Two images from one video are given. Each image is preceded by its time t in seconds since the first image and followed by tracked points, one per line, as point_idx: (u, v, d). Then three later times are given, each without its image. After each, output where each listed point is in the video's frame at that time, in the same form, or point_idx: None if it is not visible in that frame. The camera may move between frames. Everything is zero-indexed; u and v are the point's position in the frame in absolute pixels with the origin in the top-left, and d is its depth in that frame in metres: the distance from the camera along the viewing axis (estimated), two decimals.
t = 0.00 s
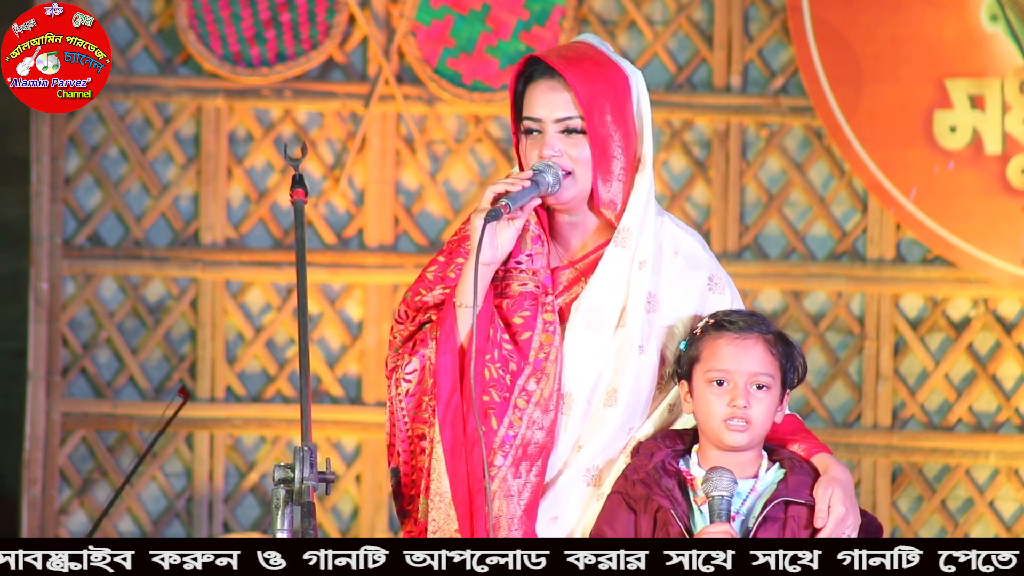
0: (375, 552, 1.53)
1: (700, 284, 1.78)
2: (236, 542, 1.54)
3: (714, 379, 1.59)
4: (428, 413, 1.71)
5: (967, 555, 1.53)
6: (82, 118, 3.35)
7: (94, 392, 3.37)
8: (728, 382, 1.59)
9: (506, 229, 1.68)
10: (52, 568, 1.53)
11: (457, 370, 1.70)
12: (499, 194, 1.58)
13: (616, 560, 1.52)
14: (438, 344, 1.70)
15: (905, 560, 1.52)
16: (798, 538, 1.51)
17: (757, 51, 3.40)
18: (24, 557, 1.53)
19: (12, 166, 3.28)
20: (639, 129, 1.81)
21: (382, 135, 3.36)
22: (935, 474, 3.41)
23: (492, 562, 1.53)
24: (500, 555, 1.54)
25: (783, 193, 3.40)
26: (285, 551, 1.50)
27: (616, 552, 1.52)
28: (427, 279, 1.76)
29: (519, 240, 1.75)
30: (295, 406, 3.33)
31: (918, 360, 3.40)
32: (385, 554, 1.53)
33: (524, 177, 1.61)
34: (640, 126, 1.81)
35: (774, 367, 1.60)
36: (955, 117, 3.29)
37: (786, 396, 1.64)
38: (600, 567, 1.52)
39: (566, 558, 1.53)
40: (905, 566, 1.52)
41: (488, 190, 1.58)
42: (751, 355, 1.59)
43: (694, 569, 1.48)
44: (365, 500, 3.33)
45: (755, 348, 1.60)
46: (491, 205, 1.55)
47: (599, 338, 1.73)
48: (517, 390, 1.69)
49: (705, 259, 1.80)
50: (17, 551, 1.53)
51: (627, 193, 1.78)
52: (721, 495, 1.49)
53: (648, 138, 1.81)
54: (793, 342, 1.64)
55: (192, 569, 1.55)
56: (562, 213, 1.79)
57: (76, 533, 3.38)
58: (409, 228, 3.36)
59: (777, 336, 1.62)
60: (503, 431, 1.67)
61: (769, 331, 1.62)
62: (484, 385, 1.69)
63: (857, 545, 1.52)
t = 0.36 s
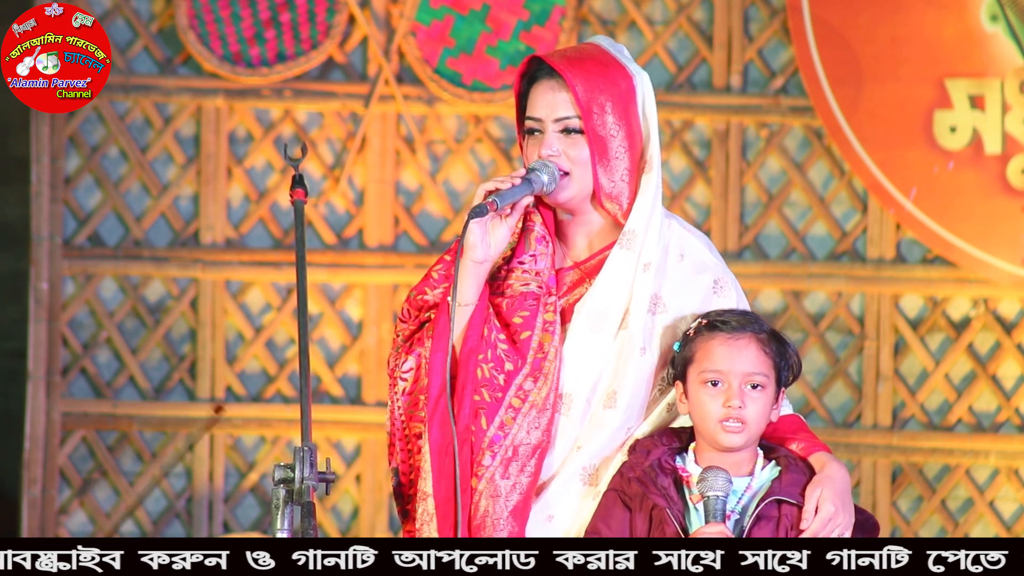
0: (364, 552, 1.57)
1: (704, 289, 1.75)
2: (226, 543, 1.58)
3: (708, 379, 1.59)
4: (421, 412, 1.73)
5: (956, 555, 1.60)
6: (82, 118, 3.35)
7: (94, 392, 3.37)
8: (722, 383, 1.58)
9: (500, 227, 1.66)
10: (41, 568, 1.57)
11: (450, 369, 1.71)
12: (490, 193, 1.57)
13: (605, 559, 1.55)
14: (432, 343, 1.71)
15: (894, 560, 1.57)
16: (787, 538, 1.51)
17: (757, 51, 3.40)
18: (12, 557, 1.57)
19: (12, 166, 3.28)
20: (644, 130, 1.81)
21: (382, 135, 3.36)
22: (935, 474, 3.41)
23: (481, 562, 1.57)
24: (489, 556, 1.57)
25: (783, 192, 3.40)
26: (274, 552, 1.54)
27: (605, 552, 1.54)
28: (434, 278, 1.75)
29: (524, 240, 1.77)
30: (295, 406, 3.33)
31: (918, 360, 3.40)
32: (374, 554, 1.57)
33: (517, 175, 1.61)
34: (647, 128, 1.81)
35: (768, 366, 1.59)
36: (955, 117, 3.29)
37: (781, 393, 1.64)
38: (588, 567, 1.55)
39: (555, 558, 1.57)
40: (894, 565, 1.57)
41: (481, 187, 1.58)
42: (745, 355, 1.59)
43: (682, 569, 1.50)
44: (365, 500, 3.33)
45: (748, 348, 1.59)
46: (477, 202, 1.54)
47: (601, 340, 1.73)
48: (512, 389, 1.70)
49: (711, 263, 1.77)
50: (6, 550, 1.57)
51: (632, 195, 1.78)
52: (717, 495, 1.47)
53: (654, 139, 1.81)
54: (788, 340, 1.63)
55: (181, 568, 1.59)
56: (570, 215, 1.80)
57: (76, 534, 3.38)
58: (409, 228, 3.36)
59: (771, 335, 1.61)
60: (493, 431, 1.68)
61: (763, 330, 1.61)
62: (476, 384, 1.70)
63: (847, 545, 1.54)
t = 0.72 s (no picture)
0: (353, 552, 1.55)
1: (706, 290, 1.75)
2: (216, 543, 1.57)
3: (698, 384, 1.59)
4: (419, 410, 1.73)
5: (946, 555, 1.58)
6: (82, 118, 3.35)
7: (94, 392, 3.37)
8: (710, 387, 1.58)
9: (498, 225, 1.68)
10: (30, 569, 1.54)
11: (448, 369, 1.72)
12: (488, 191, 1.58)
13: (593, 560, 1.55)
14: (431, 342, 1.72)
15: (883, 560, 1.55)
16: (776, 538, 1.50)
17: (757, 51, 3.40)
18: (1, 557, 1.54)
19: (12, 166, 3.28)
20: (648, 132, 1.81)
21: (382, 134, 3.36)
22: (935, 474, 3.41)
23: (470, 562, 1.56)
24: (478, 555, 1.56)
25: (783, 193, 3.39)
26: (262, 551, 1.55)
27: (594, 552, 1.54)
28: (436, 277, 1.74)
29: (525, 241, 1.78)
30: (295, 406, 3.33)
31: (918, 360, 3.40)
32: (363, 554, 1.56)
33: (515, 173, 1.61)
34: (650, 129, 1.81)
35: (759, 369, 1.58)
36: (955, 117, 3.29)
37: (781, 392, 1.63)
38: (577, 567, 1.55)
39: (543, 558, 1.56)
40: (883, 566, 1.55)
41: (479, 186, 1.59)
42: (732, 358, 1.58)
43: (672, 569, 1.51)
44: (365, 500, 3.33)
45: (735, 350, 1.59)
46: (472, 199, 1.56)
47: (602, 341, 1.73)
48: (511, 389, 1.70)
49: (714, 264, 1.77)
50: None
51: (634, 195, 1.78)
52: (719, 495, 1.47)
53: (658, 140, 1.80)
54: (788, 338, 1.62)
55: (169, 568, 1.57)
56: (570, 215, 1.80)
57: (76, 534, 3.38)
58: (409, 228, 3.36)
59: (765, 335, 1.60)
60: (491, 431, 1.68)
61: (754, 331, 1.60)
62: (474, 384, 1.70)
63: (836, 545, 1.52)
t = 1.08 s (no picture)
0: (342, 552, 1.56)
1: (696, 281, 1.76)
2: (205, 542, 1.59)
3: (686, 384, 1.60)
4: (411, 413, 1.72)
5: (934, 555, 1.59)
6: (82, 118, 3.35)
7: (94, 392, 3.37)
8: (696, 387, 1.58)
9: (485, 225, 1.67)
10: (19, 569, 1.55)
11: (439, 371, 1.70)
12: (475, 190, 1.57)
13: (582, 559, 1.56)
14: (420, 344, 1.70)
15: (872, 560, 1.55)
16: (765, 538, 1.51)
17: (757, 51, 3.40)
18: None
19: (12, 166, 3.28)
20: (641, 140, 1.81)
21: (382, 135, 3.36)
22: (935, 474, 3.40)
23: (459, 562, 1.57)
24: (467, 555, 1.56)
25: (783, 193, 3.40)
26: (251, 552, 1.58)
27: (583, 552, 1.55)
28: (425, 280, 1.73)
29: (513, 240, 1.77)
30: (295, 406, 3.33)
31: (918, 360, 3.40)
32: (352, 554, 1.56)
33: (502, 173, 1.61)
34: (643, 140, 1.81)
35: (745, 369, 1.57)
36: (955, 117, 3.29)
37: (778, 392, 1.62)
38: (566, 567, 1.56)
39: (533, 557, 1.58)
40: (872, 565, 1.56)
41: (464, 186, 1.59)
42: (715, 359, 1.57)
43: (661, 569, 1.52)
44: (365, 500, 3.33)
45: (718, 350, 1.58)
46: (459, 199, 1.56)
47: (594, 338, 1.73)
48: (503, 388, 1.70)
49: (702, 256, 1.78)
50: None
51: (623, 201, 1.78)
52: (723, 494, 1.48)
53: (651, 148, 1.80)
54: (782, 337, 1.61)
55: (158, 568, 1.59)
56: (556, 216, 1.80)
57: (76, 534, 3.38)
58: (409, 228, 3.36)
59: (753, 337, 1.59)
60: (485, 432, 1.67)
61: (740, 333, 1.59)
62: (466, 385, 1.69)
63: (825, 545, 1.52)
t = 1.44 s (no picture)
0: (331, 552, 1.54)
1: (702, 287, 1.76)
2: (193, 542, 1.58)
3: (683, 388, 1.60)
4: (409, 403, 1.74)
5: (923, 555, 1.58)
6: (82, 118, 3.35)
7: (94, 392, 3.37)
8: (694, 390, 1.58)
9: (489, 218, 1.66)
10: (7, 568, 1.56)
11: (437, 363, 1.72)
12: (479, 181, 1.55)
13: (571, 559, 1.55)
14: (420, 335, 1.73)
15: (861, 560, 1.54)
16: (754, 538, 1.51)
17: (757, 51, 3.40)
18: None
19: (12, 166, 3.29)
20: (644, 133, 1.81)
21: (382, 134, 3.36)
22: (935, 474, 3.40)
23: (447, 562, 1.57)
24: (456, 555, 1.57)
25: (783, 193, 3.39)
26: (241, 552, 1.57)
27: (571, 552, 1.55)
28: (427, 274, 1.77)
29: (519, 239, 1.79)
30: (295, 406, 3.33)
31: (918, 360, 3.40)
32: (341, 554, 1.55)
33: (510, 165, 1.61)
34: (646, 134, 1.81)
35: (742, 372, 1.57)
36: (955, 117, 3.29)
37: (776, 393, 1.61)
38: (555, 567, 1.56)
39: (521, 558, 1.58)
40: (861, 566, 1.54)
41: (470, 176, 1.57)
42: (712, 361, 1.57)
43: (650, 569, 1.52)
44: (365, 500, 3.33)
45: (716, 353, 1.58)
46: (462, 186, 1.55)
47: (597, 337, 1.73)
48: (500, 382, 1.71)
49: (709, 261, 1.78)
50: None
51: (629, 196, 1.77)
52: (719, 493, 1.47)
53: (653, 142, 1.81)
54: (780, 339, 1.61)
55: (147, 568, 1.58)
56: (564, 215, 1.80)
57: (76, 534, 3.38)
58: (409, 228, 3.36)
59: (751, 339, 1.59)
60: (478, 425, 1.69)
61: (737, 336, 1.58)
62: (462, 377, 1.70)
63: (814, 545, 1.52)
